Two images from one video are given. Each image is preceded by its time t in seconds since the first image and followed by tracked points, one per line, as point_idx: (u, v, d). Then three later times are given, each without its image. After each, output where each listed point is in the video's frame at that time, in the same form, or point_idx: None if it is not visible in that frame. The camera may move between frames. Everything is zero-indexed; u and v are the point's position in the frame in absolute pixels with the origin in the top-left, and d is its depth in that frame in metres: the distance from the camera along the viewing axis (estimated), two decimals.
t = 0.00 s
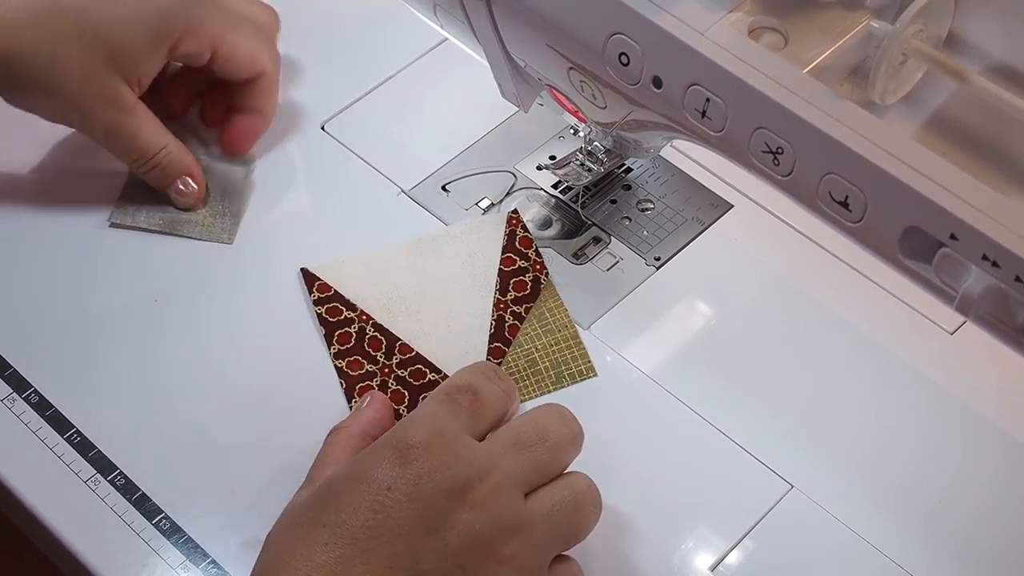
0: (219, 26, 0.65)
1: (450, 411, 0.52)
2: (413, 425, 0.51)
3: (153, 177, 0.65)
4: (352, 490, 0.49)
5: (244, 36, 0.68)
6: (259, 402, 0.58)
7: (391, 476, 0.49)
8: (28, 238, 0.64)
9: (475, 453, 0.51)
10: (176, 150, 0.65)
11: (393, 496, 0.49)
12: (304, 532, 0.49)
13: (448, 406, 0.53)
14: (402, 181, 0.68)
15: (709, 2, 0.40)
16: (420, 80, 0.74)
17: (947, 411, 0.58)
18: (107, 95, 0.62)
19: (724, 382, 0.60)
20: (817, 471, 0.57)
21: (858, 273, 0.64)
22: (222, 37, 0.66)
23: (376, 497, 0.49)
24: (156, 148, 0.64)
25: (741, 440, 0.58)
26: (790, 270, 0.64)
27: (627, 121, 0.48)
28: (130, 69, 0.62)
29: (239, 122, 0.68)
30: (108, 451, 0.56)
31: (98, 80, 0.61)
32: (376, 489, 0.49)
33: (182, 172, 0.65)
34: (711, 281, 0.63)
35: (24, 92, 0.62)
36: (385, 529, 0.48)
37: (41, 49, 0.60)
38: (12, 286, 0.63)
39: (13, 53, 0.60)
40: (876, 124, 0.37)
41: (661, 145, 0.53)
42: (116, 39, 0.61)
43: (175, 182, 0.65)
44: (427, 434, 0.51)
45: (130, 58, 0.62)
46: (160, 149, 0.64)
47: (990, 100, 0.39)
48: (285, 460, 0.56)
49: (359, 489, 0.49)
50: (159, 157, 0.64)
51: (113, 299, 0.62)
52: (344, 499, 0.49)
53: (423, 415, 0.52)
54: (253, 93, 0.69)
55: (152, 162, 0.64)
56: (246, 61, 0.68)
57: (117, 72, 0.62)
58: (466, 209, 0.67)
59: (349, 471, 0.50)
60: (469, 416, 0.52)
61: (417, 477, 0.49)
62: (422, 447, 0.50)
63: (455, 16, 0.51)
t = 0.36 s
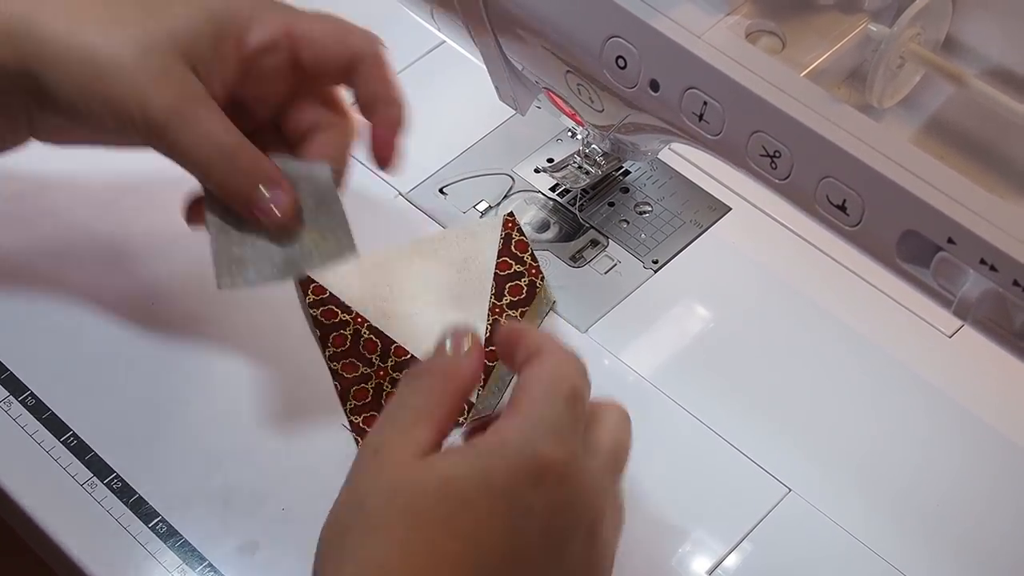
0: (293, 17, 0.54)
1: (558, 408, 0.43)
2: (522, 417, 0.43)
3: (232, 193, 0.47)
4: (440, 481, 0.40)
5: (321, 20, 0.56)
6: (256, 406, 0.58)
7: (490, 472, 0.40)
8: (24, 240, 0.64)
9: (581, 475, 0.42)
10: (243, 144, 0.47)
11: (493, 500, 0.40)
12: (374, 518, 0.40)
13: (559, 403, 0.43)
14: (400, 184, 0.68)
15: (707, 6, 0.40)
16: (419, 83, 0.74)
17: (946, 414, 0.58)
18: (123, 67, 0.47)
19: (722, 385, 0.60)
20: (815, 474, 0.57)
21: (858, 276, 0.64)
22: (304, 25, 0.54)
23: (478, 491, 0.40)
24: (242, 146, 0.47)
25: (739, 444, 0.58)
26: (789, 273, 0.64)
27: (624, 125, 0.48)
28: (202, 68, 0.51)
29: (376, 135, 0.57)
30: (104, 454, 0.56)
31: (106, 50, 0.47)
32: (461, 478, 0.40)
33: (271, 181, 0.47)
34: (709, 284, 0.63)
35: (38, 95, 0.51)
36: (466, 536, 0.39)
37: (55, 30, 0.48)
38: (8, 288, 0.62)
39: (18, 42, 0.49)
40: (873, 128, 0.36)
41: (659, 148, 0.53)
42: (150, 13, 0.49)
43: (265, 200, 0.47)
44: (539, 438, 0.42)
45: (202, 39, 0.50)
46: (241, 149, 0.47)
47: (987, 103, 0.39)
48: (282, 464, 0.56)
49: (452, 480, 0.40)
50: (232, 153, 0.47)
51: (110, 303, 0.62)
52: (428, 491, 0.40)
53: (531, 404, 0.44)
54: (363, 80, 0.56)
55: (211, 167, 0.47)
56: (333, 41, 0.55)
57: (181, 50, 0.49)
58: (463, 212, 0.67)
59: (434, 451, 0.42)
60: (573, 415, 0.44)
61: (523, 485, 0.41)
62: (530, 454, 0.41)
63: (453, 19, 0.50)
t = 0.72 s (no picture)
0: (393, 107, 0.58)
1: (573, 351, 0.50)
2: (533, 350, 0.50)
3: (348, 266, 0.53)
4: (474, 406, 0.47)
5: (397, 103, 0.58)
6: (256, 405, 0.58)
7: (517, 398, 0.47)
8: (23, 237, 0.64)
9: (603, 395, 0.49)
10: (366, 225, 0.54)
11: (520, 422, 0.47)
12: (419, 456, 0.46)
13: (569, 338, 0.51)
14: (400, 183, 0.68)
15: (706, 4, 0.40)
16: (418, 82, 0.74)
17: (945, 413, 0.58)
18: (251, 168, 0.54)
19: (721, 384, 0.60)
20: (815, 474, 0.57)
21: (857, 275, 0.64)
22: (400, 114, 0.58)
23: (509, 417, 0.47)
24: (352, 220, 0.54)
25: (739, 443, 0.58)
26: (788, 271, 0.64)
27: (623, 125, 0.48)
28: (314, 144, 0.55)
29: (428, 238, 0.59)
30: (103, 453, 0.56)
31: (231, 139, 0.53)
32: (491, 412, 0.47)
33: (384, 253, 0.53)
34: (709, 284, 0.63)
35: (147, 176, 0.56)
36: (495, 464, 0.46)
37: (181, 125, 0.54)
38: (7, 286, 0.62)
39: (130, 123, 0.54)
40: (873, 127, 0.37)
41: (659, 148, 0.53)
42: (273, 108, 0.54)
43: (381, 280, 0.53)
44: (553, 376, 0.48)
45: (307, 128, 0.55)
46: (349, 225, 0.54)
47: (986, 103, 0.39)
48: (281, 463, 0.56)
49: (481, 411, 0.47)
50: (350, 238, 0.53)
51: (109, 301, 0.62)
52: (467, 418, 0.47)
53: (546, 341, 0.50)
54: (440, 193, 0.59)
55: (335, 246, 0.53)
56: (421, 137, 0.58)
57: (293, 136, 0.54)
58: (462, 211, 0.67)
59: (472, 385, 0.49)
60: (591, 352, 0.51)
61: (545, 410, 0.47)
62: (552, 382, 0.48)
63: (453, 18, 0.51)
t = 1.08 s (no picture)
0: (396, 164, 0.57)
1: (553, 346, 0.50)
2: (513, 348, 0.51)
3: (360, 333, 0.57)
4: (453, 411, 0.50)
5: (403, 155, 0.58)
6: (254, 403, 0.58)
7: (492, 399, 0.49)
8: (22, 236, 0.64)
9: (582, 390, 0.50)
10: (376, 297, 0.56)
11: (496, 422, 0.49)
12: (406, 461, 0.50)
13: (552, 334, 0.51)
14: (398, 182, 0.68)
15: (704, 2, 0.40)
16: (417, 81, 0.74)
17: (942, 412, 0.58)
18: (256, 247, 0.54)
19: (719, 382, 0.60)
20: (811, 472, 0.57)
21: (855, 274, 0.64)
22: (405, 179, 0.58)
23: (485, 419, 0.49)
24: (360, 297, 0.56)
25: (737, 441, 0.58)
26: (786, 270, 0.64)
27: (621, 123, 0.48)
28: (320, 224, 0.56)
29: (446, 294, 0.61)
30: (102, 451, 0.56)
31: (237, 231, 0.54)
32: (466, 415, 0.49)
33: (393, 324, 0.57)
34: (707, 282, 0.63)
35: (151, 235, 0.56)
36: (473, 464, 0.49)
37: (182, 203, 0.54)
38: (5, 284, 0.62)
39: (132, 193, 0.54)
40: (870, 125, 0.37)
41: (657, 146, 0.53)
42: (275, 184, 0.54)
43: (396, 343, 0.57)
44: (526, 376, 0.49)
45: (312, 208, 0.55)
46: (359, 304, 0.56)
47: (984, 101, 0.39)
48: (280, 461, 0.56)
49: (460, 414, 0.49)
50: (362, 310, 0.56)
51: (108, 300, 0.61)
52: (444, 424, 0.50)
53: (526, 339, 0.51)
54: (454, 243, 0.61)
55: (348, 319, 0.56)
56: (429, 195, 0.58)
57: (297, 218, 0.54)
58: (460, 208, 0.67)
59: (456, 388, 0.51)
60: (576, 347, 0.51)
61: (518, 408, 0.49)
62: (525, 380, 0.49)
63: (451, 17, 0.51)
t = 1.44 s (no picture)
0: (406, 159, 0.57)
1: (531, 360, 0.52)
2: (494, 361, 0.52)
3: (360, 330, 0.57)
4: (432, 428, 0.50)
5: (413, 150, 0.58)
6: (252, 402, 0.58)
7: (470, 415, 0.50)
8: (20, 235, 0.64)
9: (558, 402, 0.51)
10: (380, 293, 0.56)
11: (476, 437, 0.50)
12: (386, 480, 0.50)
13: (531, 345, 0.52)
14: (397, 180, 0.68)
15: None
16: (416, 79, 0.74)
17: (941, 410, 0.59)
18: (264, 239, 0.54)
19: (718, 380, 0.60)
20: (809, 470, 0.57)
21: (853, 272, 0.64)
22: (414, 171, 0.57)
23: (465, 433, 0.50)
24: (365, 292, 0.56)
25: (736, 440, 0.58)
26: (783, 267, 0.64)
27: (620, 121, 0.48)
28: (327, 218, 0.56)
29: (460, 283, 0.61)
30: (101, 449, 0.56)
31: (245, 223, 0.54)
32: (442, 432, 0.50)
33: (395, 322, 0.57)
34: (705, 281, 0.63)
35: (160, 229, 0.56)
36: (453, 480, 0.49)
37: (192, 195, 0.54)
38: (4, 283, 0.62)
39: (143, 185, 0.54)
40: (868, 123, 0.37)
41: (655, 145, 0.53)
42: (285, 176, 0.54)
43: (397, 339, 0.57)
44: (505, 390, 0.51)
45: (320, 204, 0.55)
46: (363, 299, 0.56)
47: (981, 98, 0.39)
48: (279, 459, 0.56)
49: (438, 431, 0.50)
50: (366, 305, 0.56)
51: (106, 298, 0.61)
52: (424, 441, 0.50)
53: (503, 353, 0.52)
54: (466, 232, 0.60)
55: (352, 314, 0.56)
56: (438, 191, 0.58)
57: (308, 212, 0.54)
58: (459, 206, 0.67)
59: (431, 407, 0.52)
60: (556, 358, 0.52)
61: (497, 422, 0.50)
62: (505, 394, 0.50)
63: (450, 15, 0.51)
